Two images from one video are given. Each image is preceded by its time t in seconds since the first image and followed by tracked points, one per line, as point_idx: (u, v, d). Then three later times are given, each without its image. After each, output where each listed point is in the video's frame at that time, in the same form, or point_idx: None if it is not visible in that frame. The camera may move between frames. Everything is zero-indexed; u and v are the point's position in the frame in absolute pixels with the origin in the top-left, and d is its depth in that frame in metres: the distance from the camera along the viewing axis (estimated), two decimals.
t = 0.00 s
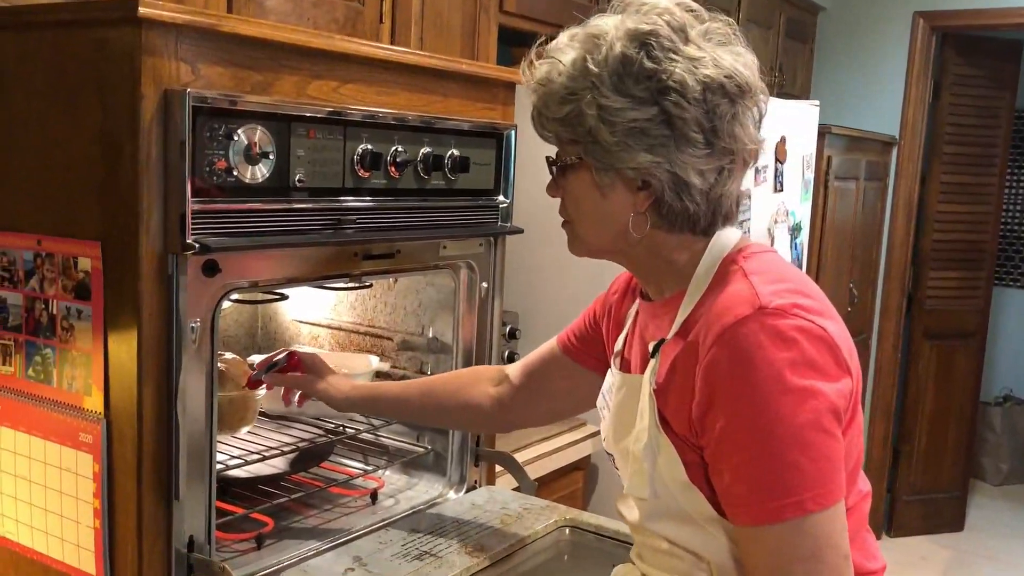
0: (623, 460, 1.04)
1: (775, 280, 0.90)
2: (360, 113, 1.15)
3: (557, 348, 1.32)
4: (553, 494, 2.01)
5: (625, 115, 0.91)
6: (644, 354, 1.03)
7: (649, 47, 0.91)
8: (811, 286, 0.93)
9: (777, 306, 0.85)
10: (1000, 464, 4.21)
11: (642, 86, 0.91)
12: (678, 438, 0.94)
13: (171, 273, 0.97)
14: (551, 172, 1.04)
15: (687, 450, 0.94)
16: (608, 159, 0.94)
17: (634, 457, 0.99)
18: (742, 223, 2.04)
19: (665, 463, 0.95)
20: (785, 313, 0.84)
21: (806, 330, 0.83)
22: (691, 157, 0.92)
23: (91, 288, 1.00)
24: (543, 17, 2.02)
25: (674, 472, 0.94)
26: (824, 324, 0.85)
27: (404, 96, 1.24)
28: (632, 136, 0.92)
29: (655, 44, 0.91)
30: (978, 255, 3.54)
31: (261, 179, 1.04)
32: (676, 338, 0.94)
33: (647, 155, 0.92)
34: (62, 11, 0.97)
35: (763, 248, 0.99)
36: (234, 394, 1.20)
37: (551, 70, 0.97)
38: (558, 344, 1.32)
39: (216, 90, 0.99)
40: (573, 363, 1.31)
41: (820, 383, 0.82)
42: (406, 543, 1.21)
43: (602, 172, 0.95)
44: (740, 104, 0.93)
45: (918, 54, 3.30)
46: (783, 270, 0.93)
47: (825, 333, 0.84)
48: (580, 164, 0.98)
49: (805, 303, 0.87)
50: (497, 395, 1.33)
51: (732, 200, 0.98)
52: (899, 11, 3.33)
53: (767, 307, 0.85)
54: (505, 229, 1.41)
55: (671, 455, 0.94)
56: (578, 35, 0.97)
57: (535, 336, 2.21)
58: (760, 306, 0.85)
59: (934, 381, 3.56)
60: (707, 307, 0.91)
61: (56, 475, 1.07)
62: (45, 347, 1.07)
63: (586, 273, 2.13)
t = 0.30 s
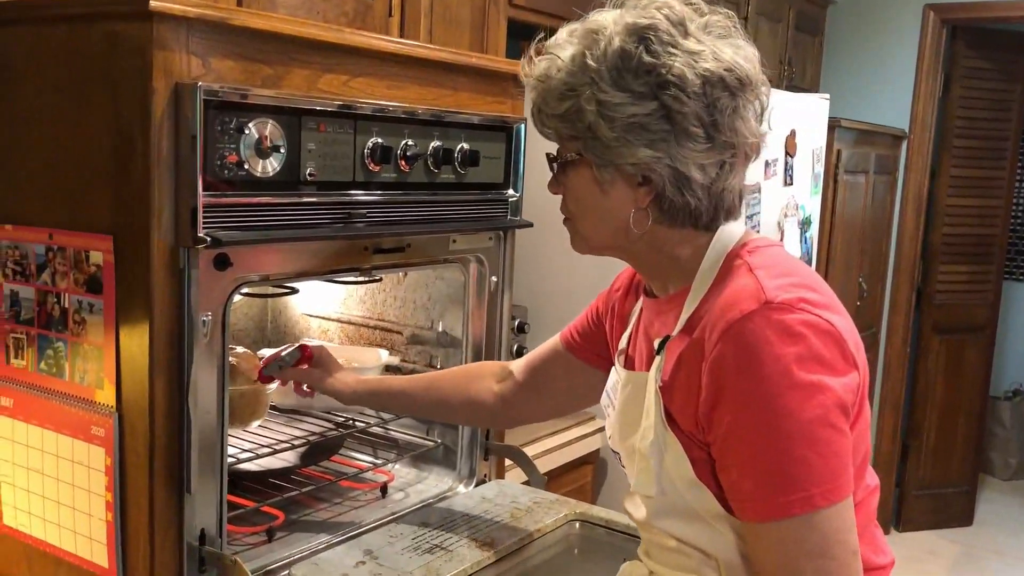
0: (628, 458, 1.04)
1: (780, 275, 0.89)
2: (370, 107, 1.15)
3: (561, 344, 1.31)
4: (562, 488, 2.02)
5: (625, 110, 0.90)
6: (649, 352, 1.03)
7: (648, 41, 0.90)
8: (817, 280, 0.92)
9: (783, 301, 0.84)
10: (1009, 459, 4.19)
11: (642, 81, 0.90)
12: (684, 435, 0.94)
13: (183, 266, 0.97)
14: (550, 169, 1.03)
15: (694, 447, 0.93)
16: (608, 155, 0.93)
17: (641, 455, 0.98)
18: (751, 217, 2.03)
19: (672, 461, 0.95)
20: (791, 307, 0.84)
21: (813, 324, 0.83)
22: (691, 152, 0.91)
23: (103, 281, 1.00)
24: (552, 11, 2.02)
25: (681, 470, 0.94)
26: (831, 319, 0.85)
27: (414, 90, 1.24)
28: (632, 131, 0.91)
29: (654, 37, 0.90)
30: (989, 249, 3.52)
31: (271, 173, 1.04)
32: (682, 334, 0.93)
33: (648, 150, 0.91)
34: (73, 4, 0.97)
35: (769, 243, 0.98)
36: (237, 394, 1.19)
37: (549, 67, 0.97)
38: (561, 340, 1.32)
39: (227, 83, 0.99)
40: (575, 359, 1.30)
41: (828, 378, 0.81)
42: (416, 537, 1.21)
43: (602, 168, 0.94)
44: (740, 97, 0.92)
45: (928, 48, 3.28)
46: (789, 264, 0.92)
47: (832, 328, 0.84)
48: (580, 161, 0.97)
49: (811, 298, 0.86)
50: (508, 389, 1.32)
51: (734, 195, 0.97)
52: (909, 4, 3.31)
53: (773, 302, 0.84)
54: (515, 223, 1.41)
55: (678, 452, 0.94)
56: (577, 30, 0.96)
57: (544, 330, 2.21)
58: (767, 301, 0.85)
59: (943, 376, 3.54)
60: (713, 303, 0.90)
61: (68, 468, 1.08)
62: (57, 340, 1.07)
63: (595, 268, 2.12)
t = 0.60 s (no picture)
0: (630, 456, 1.04)
1: (780, 275, 0.89)
2: (376, 105, 1.15)
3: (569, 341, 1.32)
4: (568, 485, 2.02)
5: (622, 112, 0.90)
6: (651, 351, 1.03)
7: (643, 42, 0.90)
8: (817, 279, 0.92)
9: (784, 301, 0.84)
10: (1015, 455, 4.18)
11: (638, 82, 0.90)
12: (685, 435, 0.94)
13: (191, 264, 0.98)
14: (550, 170, 1.03)
15: (696, 447, 0.93)
16: (606, 157, 0.93)
17: (642, 453, 0.99)
18: (756, 214, 2.03)
19: (674, 460, 0.95)
20: (791, 307, 0.84)
21: (814, 324, 0.83)
22: (689, 152, 0.91)
23: (112, 278, 1.01)
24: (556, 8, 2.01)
25: (682, 469, 0.94)
26: (831, 318, 0.85)
27: (420, 88, 1.24)
28: (629, 133, 0.91)
29: (650, 38, 0.90)
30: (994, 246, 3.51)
31: (278, 171, 1.04)
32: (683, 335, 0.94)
33: (644, 152, 0.91)
34: (83, 4, 0.98)
35: (770, 242, 0.98)
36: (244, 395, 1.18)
37: (546, 68, 0.97)
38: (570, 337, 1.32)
39: (235, 82, 1.00)
40: (583, 356, 1.31)
41: (828, 377, 0.81)
42: (424, 532, 1.21)
43: (600, 170, 0.95)
44: (737, 97, 0.91)
45: (933, 44, 3.27)
46: (790, 264, 0.92)
47: (832, 328, 0.84)
48: (577, 162, 0.97)
49: (811, 297, 0.86)
50: (516, 385, 1.33)
51: (733, 194, 0.97)
52: (915, 0, 3.30)
53: (773, 302, 0.84)
54: (521, 221, 1.41)
55: (678, 451, 0.94)
56: (574, 31, 0.96)
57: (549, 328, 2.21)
58: (767, 301, 0.85)
59: (949, 372, 3.54)
60: (714, 303, 0.90)
61: (78, 464, 1.09)
62: (67, 337, 1.08)
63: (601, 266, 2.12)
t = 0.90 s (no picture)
0: (625, 455, 1.05)
1: (766, 276, 0.89)
2: (376, 106, 1.16)
3: (576, 340, 1.32)
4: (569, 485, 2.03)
5: (602, 120, 0.91)
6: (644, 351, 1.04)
7: (624, 50, 0.90)
8: (804, 278, 0.92)
9: (769, 302, 0.85)
10: (1015, 455, 4.19)
11: (618, 91, 0.90)
12: (676, 435, 0.94)
13: (193, 263, 0.98)
14: (543, 174, 1.04)
15: (687, 447, 0.94)
16: (588, 164, 0.94)
17: (635, 452, 0.99)
18: (755, 213, 2.04)
19: (666, 459, 0.96)
20: (776, 308, 0.84)
21: (799, 325, 0.83)
22: (669, 160, 0.91)
23: (114, 278, 1.02)
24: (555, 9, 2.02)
25: (675, 468, 0.95)
26: (817, 319, 0.85)
27: (419, 88, 1.25)
28: (609, 141, 0.91)
29: (632, 46, 0.90)
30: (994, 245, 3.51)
31: (279, 171, 1.05)
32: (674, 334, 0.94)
33: (624, 160, 0.92)
34: (85, 5, 0.99)
35: (759, 242, 0.98)
36: (257, 394, 1.21)
37: (535, 74, 0.98)
38: (577, 336, 1.32)
39: (236, 83, 1.01)
40: (588, 355, 1.31)
41: (814, 378, 0.81)
42: (424, 531, 1.21)
43: (584, 176, 0.96)
44: (720, 104, 0.90)
45: (933, 43, 3.28)
46: (777, 264, 0.92)
47: (818, 328, 0.84)
48: (564, 168, 0.98)
49: (797, 298, 0.86)
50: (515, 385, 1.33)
51: (720, 199, 0.97)
52: None
53: (759, 303, 0.84)
54: (521, 221, 1.42)
55: (671, 450, 0.94)
56: (563, 36, 0.96)
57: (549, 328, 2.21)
58: (752, 302, 0.85)
59: (949, 372, 3.54)
60: (702, 303, 0.91)
61: (80, 463, 1.09)
62: (69, 337, 1.08)
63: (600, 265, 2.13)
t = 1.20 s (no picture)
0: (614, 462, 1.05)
1: (750, 282, 0.89)
2: (375, 107, 1.16)
3: (583, 357, 1.28)
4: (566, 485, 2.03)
5: (574, 137, 0.89)
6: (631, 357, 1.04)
7: (594, 66, 0.88)
8: (789, 282, 0.92)
9: (753, 309, 0.84)
10: (1012, 455, 4.20)
11: (589, 107, 0.88)
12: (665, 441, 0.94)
13: (192, 264, 0.99)
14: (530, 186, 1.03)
15: (676, 454, 0.94)
16: (565, 179, 0.93)
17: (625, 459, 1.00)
18: (752, 215, 2.03)
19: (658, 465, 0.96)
20: (760, 316, 0.83)
21: (783, 332, 0.82)
22: (643, 175, 0.89)
23: (113, 278, 1.02)
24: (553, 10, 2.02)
25: (664, 475, 0.95)
26: (802, 325, 0.84)
27: (417, 89, 1.26)
28: (582, 157, 0.90)
29: (602, 60, 0.88)
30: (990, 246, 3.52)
31: (278, 172, 1.05)
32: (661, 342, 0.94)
33: (598, 176, 0.90)
34: (85, 6, 0.99)
35: (745, 246, 0.97)
36: (255, 394, 1.21)
37: (511, 88, 0.96)
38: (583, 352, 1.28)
39: (234, 83, 1.01)
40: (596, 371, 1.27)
41: (799, 385, 0.81)
42: (422, 530, 1.22)
43: (562, 193, 0.94)
44: (693, 117, 0.88)
45: (930, 45, 3.29)
46: (762, 269, 0.92)
47: (802, 334, 0.83)
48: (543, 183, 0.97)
49: (781, 305, 0.86)
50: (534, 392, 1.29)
51: (700, 211, 0.94)
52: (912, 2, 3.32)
53: (743, 312, 0.84)
54: (520, 222, 1.42)
55: (659, 458, 0.95)
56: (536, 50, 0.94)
57: (547, 328, 2.22)
58: (736, 310, 0.84)
59: (945, 372, 3.55)
60: (686, 311, 0.90)
61: (79, 462, 1.10)
62: (67, 337, 1.09)
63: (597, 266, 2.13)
